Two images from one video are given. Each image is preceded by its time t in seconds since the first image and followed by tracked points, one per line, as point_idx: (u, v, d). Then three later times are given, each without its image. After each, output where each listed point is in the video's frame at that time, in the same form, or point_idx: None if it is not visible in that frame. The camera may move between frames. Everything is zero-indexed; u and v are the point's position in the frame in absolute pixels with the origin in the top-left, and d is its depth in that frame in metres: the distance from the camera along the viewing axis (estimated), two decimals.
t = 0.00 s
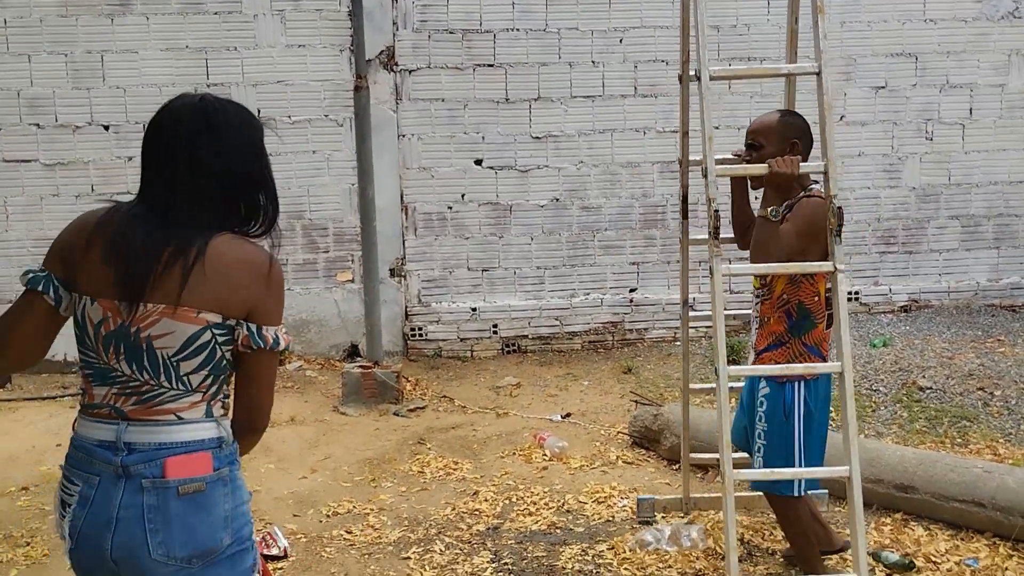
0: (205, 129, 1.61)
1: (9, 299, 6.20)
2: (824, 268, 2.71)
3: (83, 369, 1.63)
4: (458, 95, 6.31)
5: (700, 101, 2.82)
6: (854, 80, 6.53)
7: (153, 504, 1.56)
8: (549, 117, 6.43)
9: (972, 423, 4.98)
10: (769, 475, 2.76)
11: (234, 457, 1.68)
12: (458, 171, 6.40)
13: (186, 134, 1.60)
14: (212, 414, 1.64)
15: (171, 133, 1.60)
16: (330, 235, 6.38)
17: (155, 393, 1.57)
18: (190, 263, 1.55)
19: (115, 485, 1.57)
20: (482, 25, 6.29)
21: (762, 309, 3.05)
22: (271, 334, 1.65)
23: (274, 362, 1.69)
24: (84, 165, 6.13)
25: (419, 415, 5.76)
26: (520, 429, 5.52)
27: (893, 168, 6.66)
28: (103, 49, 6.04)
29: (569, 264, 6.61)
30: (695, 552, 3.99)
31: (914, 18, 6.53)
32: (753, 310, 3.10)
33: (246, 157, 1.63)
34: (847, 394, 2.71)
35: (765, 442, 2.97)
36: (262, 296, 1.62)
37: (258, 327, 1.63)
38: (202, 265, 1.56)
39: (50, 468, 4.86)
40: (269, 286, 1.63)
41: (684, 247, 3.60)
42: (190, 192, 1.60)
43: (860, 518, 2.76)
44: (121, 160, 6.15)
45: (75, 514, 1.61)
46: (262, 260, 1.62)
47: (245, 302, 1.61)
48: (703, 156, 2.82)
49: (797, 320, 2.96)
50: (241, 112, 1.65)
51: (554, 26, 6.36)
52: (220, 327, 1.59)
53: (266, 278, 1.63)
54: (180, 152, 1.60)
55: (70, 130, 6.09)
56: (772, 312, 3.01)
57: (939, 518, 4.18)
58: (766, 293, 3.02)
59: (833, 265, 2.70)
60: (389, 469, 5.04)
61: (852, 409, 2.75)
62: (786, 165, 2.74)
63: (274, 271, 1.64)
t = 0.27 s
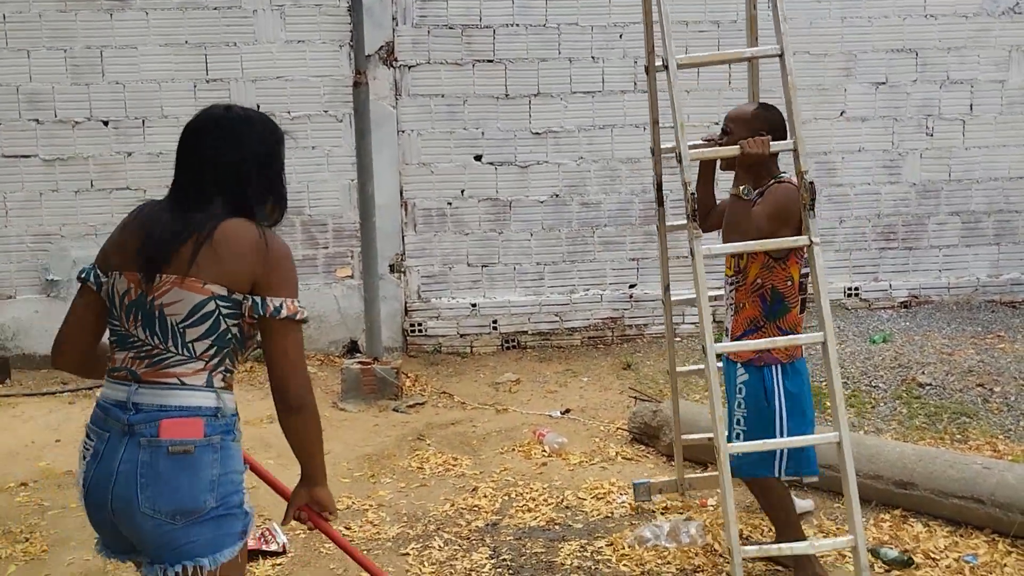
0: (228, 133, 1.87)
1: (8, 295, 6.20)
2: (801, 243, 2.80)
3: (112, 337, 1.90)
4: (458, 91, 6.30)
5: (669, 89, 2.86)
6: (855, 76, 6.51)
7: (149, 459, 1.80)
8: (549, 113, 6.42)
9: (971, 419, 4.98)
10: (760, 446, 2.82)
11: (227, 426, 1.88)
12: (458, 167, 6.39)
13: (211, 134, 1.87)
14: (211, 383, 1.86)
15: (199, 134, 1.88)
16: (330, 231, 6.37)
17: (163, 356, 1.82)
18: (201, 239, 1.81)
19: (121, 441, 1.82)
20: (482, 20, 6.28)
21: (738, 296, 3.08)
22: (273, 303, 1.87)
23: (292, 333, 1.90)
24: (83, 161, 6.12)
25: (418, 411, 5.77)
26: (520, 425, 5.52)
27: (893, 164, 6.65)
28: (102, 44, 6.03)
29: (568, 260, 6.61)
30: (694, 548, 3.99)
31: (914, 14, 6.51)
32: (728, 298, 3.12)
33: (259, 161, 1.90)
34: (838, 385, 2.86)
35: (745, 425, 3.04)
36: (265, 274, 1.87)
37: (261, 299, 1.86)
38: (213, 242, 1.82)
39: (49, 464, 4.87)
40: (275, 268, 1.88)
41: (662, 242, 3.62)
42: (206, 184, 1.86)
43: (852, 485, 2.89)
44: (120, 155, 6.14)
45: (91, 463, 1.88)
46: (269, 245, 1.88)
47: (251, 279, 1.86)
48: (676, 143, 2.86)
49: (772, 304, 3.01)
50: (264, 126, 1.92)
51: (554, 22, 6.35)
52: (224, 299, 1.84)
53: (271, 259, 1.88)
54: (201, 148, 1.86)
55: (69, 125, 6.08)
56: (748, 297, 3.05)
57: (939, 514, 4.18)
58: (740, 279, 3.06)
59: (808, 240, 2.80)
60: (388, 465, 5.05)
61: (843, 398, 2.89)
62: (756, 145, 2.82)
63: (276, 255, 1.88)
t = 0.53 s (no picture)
0: (232, 118, 1.94)
1: (7, 296, 6.20)
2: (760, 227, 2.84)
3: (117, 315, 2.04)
4: (456, 90, 6.30)
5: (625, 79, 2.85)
6: (853, 74, 6.51)
7: (118, 427, 1.88)
8: (547, 113, 6.42)
9: (970, 418, 4.98)
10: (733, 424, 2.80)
11: (193, 403, 1.91)
12: (456, 167, 6.38)
13: (214, 117, 1.94)
14: (182, 359, 1.91)
15: (203, 117, 1.94)
16: (329, 231, 6.37)
17: (140, 331, 1.91)
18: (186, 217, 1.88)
19: (100, 409, 1.94)
20: (480, 20, 6.28)
21: (695, 288, 3.13)
22: (235, 282, 1.86)
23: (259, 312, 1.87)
24: (82, 162, 6.12)
25: (417, 410, 5.77)
26: (519, 424, 5.52)
27: (892, 163, 6.64)
28: (100, 45, 6.03)
29: (567, 259, 6.60)
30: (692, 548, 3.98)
31: (913, 12, 6.51)
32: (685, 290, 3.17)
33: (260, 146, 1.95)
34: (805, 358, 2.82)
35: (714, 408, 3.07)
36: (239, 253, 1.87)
37: (227, 278, 1.87)
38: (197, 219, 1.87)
39: (48, 464, 4.87)
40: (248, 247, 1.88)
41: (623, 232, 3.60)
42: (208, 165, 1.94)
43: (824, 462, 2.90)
44: (119, 156, 6.13)
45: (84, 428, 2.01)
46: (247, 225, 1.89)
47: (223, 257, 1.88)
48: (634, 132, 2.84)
49: (728, 296, 3.06)
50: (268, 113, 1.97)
51: (552, 22, 6.35)
52: (193, 278, 1.88)
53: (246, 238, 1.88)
54: (204, 130, 1.94)
55: (68, 126, 6.08)
56: (704, 290, 3.09)
57: (937, 513, 4.18)
58: (698, 272, 3.10)
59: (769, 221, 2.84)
60: (387, 464, 5.05)
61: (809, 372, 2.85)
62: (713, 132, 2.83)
63: (251, 235, 1.88)
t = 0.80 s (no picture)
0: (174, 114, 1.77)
1: (8, 296, 6.20)
2: (714, 219, 2.95)
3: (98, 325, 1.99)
4: (456, 90, 6.30)
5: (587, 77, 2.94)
6: (853, 73, 6.51)
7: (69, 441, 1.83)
8: (547, 112, 6.42)
9: (969, 416, 4.98)
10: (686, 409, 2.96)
11: (138, 418, 1.81)
12: (456, 167, 6.39)
13: (154, 111, 1.78)
14: (124, 375, 1.81)
15: (149, 107, 1.78)
16: (329, 231, 6.37)
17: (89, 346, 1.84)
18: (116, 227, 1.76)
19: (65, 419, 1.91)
20: (479, 19, 6.28)
21: (656, 278, 3.29)
22: (145, 296, 1.70)
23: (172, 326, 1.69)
24: (82, 162, 6.12)
25: (417, 410, 5.77)
26: (519, 424, 5.52)
27: (891, 162, 6.64)
28: (100, 45, 6.03)
29: (567, 259, 6.60)
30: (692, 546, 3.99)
31: (912, 11, 6.51)
32: (647, 279, 3.33)
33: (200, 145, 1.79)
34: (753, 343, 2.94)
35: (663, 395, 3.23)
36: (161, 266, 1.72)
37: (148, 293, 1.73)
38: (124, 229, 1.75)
39: (49, 465, 4.87)
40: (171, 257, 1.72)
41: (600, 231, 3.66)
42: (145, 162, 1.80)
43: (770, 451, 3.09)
44: (119, 156, 6.13)
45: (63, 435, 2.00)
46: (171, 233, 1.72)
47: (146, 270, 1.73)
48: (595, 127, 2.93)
49: (687, 288, 3.21)
50: (215, 107, 1.80)
51: (552, 21, 6.36)
52: (120, 292, 1.77)
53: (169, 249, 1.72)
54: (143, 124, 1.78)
55: (67, 126, 6.08)
56: (665, 280, 3.24)
57: (937, 512, 4.19)
58: (660, 263, 3.25)
59: (725, 213, 2.94)
60: (387, 464, 5.05)
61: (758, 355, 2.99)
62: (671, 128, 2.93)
63: (173, 248, 1.72)
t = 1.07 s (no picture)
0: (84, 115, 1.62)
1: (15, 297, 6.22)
2: (677, 211, 3.07)
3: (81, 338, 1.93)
4: (463, 91, 6.30)
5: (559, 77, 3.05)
6: (860, 74, 6.50)
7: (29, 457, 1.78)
8: (554, 113, 6.41)
9: (977, 418, 4.97)
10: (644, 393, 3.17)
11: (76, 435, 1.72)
12: (463, 167, 6.39)
13: (61, 108, 1.63)
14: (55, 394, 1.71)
15: (55, 111, 1.63)
16: (335, 231, 6.38)
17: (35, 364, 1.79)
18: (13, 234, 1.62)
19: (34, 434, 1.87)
20: (486, 20, 6.28)
21: (626, 268, 3.43)
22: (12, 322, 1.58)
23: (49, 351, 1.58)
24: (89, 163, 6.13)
25: (424, 411, 5.77)
26: (526, 425, 5.52)
27: (899, 162, 6.64)
28: (107, 46, 6.05)
29: (574, 260, 6.60)
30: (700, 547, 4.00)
31: (920, 12, 6.50)
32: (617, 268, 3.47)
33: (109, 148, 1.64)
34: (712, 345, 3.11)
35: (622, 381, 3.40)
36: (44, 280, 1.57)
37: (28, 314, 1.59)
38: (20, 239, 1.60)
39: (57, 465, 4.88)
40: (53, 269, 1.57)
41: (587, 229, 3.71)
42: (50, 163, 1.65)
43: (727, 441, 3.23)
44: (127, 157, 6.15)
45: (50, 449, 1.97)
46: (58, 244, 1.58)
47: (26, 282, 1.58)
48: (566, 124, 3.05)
49: (653, 279, 3.36)
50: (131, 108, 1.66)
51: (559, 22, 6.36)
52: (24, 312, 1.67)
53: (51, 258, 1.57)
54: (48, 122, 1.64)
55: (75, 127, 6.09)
56: (633, 270, 3.40)
57: (945, 513, 4.19)
58: (630, 253, 3.41)
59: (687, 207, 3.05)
60: (394, 465, 5.05)
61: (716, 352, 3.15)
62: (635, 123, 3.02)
63: (50, 271, 1.57)
